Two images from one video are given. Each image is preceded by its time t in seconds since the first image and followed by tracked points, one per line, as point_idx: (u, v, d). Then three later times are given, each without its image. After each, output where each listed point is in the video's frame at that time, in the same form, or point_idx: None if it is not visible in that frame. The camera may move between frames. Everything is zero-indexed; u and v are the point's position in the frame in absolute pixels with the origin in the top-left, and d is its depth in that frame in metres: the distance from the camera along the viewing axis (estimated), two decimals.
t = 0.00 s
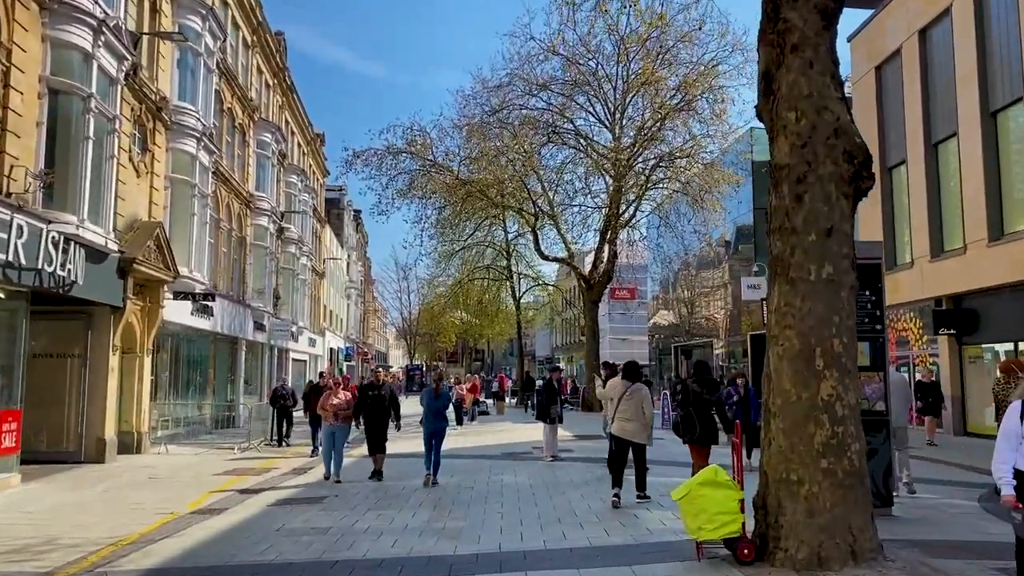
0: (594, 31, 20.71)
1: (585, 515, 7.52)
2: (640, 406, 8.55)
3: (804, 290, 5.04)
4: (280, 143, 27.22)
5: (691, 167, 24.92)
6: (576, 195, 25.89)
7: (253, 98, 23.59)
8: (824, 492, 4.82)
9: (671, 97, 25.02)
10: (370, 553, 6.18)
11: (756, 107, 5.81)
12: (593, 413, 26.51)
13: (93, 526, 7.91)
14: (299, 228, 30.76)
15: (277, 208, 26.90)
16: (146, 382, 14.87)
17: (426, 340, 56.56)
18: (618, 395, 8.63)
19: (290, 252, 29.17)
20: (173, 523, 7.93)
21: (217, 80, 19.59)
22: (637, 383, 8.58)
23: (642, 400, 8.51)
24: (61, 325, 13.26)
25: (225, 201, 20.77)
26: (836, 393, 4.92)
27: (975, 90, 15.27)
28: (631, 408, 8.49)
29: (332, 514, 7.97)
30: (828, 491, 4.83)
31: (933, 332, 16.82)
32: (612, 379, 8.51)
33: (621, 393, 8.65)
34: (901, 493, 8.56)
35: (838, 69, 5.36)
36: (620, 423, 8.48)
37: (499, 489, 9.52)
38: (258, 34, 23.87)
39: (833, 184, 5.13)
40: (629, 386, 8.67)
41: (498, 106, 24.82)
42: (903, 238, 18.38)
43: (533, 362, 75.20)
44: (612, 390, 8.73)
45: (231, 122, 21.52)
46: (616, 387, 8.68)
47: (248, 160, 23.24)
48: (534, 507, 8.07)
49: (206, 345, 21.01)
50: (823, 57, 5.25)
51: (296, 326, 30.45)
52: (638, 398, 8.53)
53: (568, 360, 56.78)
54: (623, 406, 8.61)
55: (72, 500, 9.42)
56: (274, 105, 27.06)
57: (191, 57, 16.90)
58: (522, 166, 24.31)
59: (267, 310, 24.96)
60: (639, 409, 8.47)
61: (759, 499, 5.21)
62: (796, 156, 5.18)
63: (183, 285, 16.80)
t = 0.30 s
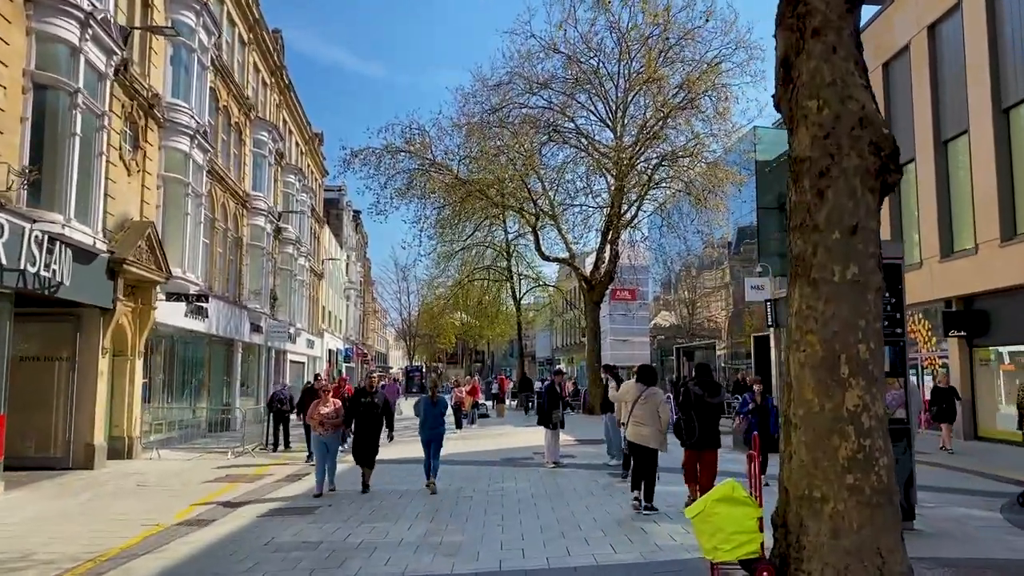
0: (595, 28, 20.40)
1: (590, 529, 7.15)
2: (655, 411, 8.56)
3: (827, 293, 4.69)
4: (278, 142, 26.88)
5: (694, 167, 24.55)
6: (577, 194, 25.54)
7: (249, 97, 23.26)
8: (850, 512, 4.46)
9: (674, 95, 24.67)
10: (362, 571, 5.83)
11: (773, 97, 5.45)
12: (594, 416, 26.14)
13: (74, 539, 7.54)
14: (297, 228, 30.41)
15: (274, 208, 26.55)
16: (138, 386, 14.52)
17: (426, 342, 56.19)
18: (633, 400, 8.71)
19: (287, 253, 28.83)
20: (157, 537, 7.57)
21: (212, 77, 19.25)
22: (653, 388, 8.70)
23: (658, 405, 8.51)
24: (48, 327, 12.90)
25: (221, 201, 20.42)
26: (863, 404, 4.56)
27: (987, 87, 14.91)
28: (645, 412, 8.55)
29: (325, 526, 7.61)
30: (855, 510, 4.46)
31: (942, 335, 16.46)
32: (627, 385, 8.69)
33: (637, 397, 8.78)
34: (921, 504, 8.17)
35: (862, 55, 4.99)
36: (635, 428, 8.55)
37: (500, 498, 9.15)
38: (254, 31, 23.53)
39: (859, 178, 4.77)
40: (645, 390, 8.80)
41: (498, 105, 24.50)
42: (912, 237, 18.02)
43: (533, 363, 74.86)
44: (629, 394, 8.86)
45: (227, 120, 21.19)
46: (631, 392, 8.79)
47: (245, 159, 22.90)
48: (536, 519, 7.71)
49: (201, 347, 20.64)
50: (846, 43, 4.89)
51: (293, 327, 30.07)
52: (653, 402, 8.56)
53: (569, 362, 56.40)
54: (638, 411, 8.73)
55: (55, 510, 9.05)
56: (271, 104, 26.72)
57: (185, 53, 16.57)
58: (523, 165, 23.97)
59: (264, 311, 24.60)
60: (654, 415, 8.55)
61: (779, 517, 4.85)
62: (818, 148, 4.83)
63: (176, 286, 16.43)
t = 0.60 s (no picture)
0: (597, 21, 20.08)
1: (597, 531, 6.80)
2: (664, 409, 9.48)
3: (855, 279, 4.35)
4: (276, 139, 26.58)
5: (698, 163, 24.21)
6: (578, 191, 25.21)
7: (247, 92, 22.97)
8: (881, 516, 4.12)
9: (677, 90, 24.38)
10: None
11: (793, 72, 5.11)
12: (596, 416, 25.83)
13: (56, 542, 7.21)
14: (295, 226, 30.10)
15: (272, 205, 26.23)
16: (130, 384, 14.19)
17: (426, 342, 55.89)
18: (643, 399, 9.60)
19: (286, 251, 28.51)
20: (142, 540, 7.23)
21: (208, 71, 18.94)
22: (663, 387, 9.56)
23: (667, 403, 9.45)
24: (34, 324, 12.55)
25: (217, 196, 20.10)
26: (894, 398, 4.21)
27: (999, 78, 14.57)
28: (654, 411, 9.47)
29: (317, 529, 7.27)
30: (886, 514, 4.12)
31: (952, 332, 16.11)
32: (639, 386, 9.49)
33: (648, 396, 9.61)
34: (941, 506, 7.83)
35: (890, 23, 4.63)
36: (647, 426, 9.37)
37: (502, 500, 8.80)
38: (251, 25, 23.22)
39: (889, 155, 4.41)
40: (656, 389, 9.63)
41: (499, 100, 24.17)
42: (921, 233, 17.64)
43: (533, 363, 74.60)
44: (640, 395, 9.67)
45: (223, 115, 20.86)
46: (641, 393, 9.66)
47: (241, 155, 22.59)
48: (539, 522, 7.35)
49: (197, 346, 20.31)
50: (874, 10, 4.53)
51: (292, 326, 29.77)
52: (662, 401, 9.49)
53: (570, 362, 56.08)
54: (649, 409, 9.54)
55: (40, 512, 8.72)
56: (268, 99, 26.40)
57: (178, 45, 16.23)
58: (523, 161, 23.63)
59: (261, 310, 24.28)
60: (664, 414, 9.39)
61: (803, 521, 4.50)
62: (844, 124, 4.48)
63: (169, 282, 16.06)
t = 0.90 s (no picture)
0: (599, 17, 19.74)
1: (603, 547, 6.45)
2: (673, 413, 9.31)
3: (888, 280, 4.00)
4: (273, 138, 26.24)
5: (701, 162, 23.85)
6: (580, 191, 24.89)
7: (243, 90, 22.65)
8: (919, 539, 3.77)
9: (680, 88, 24.06)
10: None
11: (816, 57, 4.76)
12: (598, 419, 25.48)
13: (34, 556, 6.87)
14: (294, 226, 29.76)
15: (269, 205, 25.89)
16: (121, 387, 13.85)
17: (426, 343, 55.58)
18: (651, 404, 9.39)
19: (283, 252, 28.18)
20: (125, 554, 6.89)
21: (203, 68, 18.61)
22: (671, 391, 9.33)
23: (677, 408, 9.28)
24: (21, 326, 12.21)
25: (213, 196, 19.78)
26: (932, 410, 3.85)
27: (1013, 75, 14.23)
28: (664, 417, 9.27)
29: (309, 543, 6.93)
30: (925, 537, 3.77)
31: (963, 334, 15.77)
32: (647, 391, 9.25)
33: (656, 400, 9.39)
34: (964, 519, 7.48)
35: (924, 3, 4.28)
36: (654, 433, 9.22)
37: (502, 510, 8.45)
38: (248, 22, 22.90)
39: (924, 145, 4.06)
40: (663, 393, 9.41)
41: (499, 99, 23.85)
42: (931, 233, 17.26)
43: (533, 364, 74.29)
44: (647, 398, 9.44)
45: (219, 113, 20.53)
46: (648, 397, 9.44)
47: (238, 154, 22.27)
48: (542, 535, 6.99)
49: (192, 348, 19.96)
50: None
51: (290, 328, 29.44)
52: (672, 405, 9.29)
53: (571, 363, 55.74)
54: (658, 414, 9.32)
55: (21, 523, 8.37)
56: (266, 98, 26.08)
57: (172, 41, 15.90)
58: (524, 161, 23.28)
59: (258, 311, 23.94)
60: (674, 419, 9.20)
61: (830, 542, 4.15)
62: (876, 112, 4.13)
63: (162, 283, 15.71)
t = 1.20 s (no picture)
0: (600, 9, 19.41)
1: (609, 552, 6.10)
2: (682, 411, 9.01)
3: (924, 262, 3.64)
4: (270, 134, 25.88)
5: (705, 158, 23.48)
6: (581, 188, 24.54)
7: (239, 85, 22.30)
8: (963, 546, 3.41)
9: (683, 83, 23.70)
10: None
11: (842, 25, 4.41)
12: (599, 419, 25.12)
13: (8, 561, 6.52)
14: (291, 224, 29.41)
15: (266, 202, 25.55)
16: (111, 386, 13.51)
17: (426, 343, 55.26)
18: (661, 400, 9.06)
19: (281, 250, 27.84)
20: (104, 559, 6.54)
21: (197, 62, 18.26)
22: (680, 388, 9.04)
23: (687, 406, 8.99)
24: (7, 322, 11.86)
25: (208, 192, 19.44)
26: (975, 404, 3.50)
27: None
28: (674, 415, 8.95)
29: (298, 548, 6.57)
30: (969, 544, 3.41)
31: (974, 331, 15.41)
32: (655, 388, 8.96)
33: (665, 397, 9.08)
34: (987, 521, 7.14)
35: None
36: (664, 432, 8.91)
37: (503, 513, 8.09)
38: (244, 16, 22.56)
39: (964, 115, 3.71)
40: (672, 390, 9.12)
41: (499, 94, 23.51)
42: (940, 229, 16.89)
43: (534, 364, 73.99)
44: (655, 396, 9.14)
45: (215, 108, 20.19)
46: (658, 393, 9.12)
47: (234, 150, 21.93)
48: (545, 539, 6.64)
49: (187, 346, 19.61)
50: None
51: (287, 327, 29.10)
52: (682, 403, 9.00)
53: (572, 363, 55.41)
54: (667, 411, 9.02)
55: None
56: (263, 94, 25.75)
57: (165, 32, 15.56)
58: (524, 156, 22.91)
59: (254, 310, 23.59)
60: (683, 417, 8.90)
61: (861, 550, 3.78)
62: (909, 79, 3.78)
63: (154, 280, 15.36)
